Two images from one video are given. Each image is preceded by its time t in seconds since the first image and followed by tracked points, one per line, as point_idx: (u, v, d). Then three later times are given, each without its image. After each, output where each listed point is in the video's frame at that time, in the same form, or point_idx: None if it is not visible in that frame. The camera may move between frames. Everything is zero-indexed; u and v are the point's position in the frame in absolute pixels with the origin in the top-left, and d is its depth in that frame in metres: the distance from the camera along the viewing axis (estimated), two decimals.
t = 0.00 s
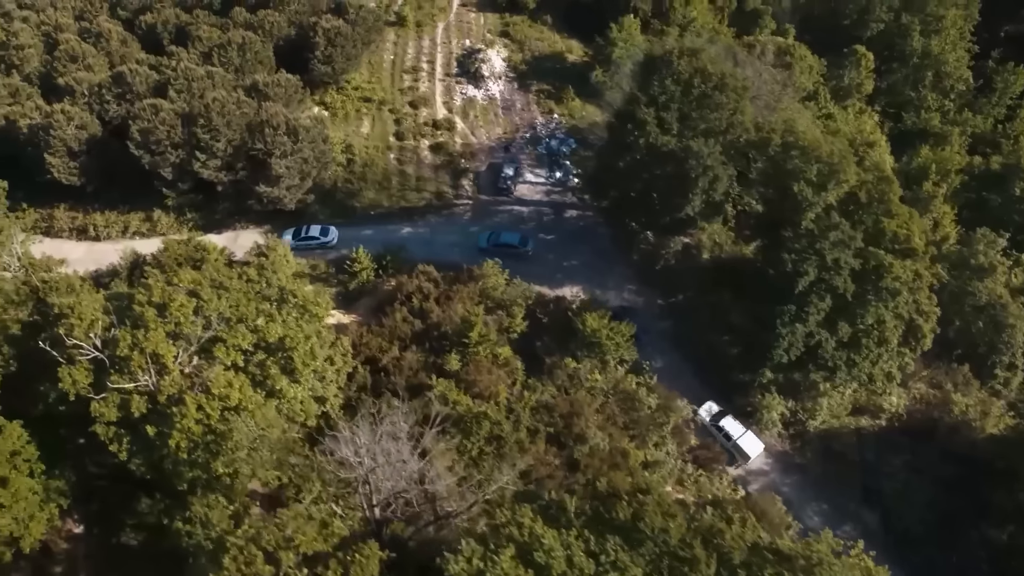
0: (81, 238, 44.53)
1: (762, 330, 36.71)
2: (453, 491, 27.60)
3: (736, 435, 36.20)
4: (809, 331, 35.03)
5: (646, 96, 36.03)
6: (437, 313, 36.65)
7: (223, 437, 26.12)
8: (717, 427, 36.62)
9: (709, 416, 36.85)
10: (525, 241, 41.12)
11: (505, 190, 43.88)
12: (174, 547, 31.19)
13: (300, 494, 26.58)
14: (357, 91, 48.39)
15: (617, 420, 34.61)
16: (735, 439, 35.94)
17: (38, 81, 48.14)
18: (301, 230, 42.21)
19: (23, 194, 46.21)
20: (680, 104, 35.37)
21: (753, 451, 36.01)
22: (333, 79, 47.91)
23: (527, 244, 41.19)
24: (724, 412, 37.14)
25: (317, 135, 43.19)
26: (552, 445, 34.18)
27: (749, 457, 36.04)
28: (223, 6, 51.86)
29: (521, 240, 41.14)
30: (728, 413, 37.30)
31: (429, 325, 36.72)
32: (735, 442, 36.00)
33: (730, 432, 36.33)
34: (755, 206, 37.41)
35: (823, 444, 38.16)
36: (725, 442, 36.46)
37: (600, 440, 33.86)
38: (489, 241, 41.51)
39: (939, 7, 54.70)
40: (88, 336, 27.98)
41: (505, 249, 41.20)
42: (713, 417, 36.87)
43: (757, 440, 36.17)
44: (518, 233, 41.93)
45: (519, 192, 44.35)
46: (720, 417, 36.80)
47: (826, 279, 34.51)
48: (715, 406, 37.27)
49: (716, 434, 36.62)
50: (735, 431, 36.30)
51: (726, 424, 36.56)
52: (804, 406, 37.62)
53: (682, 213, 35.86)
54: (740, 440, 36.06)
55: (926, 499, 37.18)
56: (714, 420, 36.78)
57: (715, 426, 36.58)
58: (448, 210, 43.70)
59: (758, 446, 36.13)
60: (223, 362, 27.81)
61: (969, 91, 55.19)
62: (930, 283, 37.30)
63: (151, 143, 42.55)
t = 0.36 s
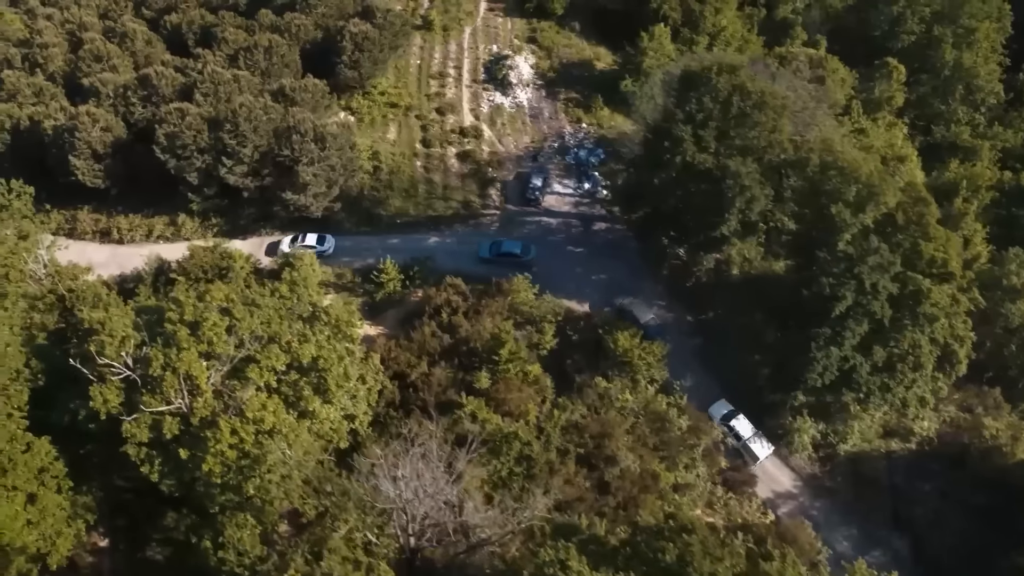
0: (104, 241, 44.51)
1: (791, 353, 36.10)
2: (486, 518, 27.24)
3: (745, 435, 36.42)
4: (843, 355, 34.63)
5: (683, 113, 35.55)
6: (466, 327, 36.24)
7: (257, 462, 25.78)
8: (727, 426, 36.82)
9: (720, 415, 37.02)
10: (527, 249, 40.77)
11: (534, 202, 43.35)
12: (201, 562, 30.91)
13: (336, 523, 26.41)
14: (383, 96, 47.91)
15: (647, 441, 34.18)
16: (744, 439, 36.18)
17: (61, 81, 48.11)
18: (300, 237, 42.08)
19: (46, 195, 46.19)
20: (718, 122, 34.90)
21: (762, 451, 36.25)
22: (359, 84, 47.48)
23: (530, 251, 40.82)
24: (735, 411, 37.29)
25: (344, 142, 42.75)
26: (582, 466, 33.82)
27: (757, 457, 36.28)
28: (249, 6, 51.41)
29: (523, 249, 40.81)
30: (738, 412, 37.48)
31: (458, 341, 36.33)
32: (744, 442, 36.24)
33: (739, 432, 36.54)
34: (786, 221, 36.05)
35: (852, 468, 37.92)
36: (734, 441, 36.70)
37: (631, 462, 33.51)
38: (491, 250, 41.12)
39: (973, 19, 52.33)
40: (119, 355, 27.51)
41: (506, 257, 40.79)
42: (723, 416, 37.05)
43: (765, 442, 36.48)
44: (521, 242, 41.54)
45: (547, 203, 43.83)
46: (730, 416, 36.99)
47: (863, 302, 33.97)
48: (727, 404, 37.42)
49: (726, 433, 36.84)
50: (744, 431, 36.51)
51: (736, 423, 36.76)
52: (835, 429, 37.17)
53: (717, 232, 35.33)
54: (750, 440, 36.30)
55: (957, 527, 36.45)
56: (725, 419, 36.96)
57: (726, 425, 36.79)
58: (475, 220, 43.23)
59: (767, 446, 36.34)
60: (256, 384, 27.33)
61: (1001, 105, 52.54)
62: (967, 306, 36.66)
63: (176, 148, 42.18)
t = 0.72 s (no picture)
0: (128, 242, 44.12)
1: (822, 377, 35.63)
2: (520, 547, 26.81)
3: (754, 432, 36.49)
4: (878, 381, 34.18)
5: (721, 132, 35.04)
6: (495, 344, 35.86)
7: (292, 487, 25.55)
8: (737, 423, 36.92)
9: (730, 412, 37.15)
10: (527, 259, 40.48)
11: (563, 213, 42.88)
12: None
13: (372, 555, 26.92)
14: (411, 101, 47.48)
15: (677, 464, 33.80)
16: (753, 436, 36.27)
17: (87, 79, 47.83)
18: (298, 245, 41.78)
19: (70, 195, 46.17)
20: (757, 143, 34.40)
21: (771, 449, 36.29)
22: (387, 88, 47.06)
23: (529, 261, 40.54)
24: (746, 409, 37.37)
25: (373, 149, 42.30)
26: (610, 488, 33.40)
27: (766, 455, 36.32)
28: (276, 7, 50.93)
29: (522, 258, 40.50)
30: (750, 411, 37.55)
31: (486, 357, 35.98)
32: (752, 439, 36.31)
33: (749, 429, 36.62)
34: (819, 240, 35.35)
35: (882, 492, 37.32)
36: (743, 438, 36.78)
37: (661, 485, 33.10)
38: (489, 261, 40.92)
39: (1007, 33, 51.50)
40: (151, 375, 27.22)
41: (506, 267, 40.61)
42: (734, 413, 37.16)
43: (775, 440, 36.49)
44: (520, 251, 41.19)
45: (576, 215, 43.37)
46: (741, 413, 37.10)
47: (899, 329, 33.52)
48: (738, 403, 37.52)
49: (736, 430, 36.93)
50: (753, 428, 36.58)
51: (746, 421, 36.86)
52: (866, 454, 36.61)
53: (752, 254, 34.86)
54: (758, 438, 36.37)
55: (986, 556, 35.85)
56: (735, 416, 37.08)
57: (735, 422, 36.89)
58: (503, 231, 42.72)
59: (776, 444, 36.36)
60: (289, 406, 26.91)
61: None
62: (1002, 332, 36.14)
63: (203, 152, 41.77)
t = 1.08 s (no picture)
0: (153, 248, 44.04)
1: (850, 404, 35.40)
2: None
3: (760, 432, 36.76)
4: (908, 413, 33.84)
5: (756, 157, 34.75)
6: (522, 364, 35.73)
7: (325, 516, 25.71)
8: (743, 423, 37.22)
9: (737, 412, 37.45)
10: (523, 271, 40.48)
11: (590, 229, 42.62)
12: None
13: None
14: (438, 111, 47.26)
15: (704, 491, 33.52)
16: (759, 436, 36.55)
17: (114, 82, 47.73)
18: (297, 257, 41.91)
19: (95, 198, 46.20)
20: (793, 170, 34.09)
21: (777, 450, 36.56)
22: (414, 97, 46.83)
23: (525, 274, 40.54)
24: (754, 410, 37.63)
25: (401, 160, 42.04)
26: (637, 514, 33.19)
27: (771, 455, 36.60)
28: (303, 12, 50.66)
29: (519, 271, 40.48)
30: (758, 412, 37.82)
31: (514, 377, 35.88)
32: (758, 438, 36.60)
33: (755, 430, 36.90)
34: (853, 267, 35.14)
35: (907, 520, 37.17)
36: (749, 438, 37.07)
37: (688, 513, 32.68)
38: (485, 272, 40.90)
39: None
40: (185, 401, 27.13)
41: (502, 279, 40.62)
42: (741, 414, 37.45)
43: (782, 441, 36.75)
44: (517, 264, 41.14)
45: (603, 231, 43.13)
46: (749, 414, 37.39)
47: (932, 361, 33.26)
48: (746, 403, 37.79)
49: (742, 430, 37.22)
50: (760, 429, 36.84)
51: (753, 421, 37.14)
52: (893, 483, 35.85)
53: (784, 281, 34.62)
54: (764, 438, 36.64)
55: None
56: (742, 416, 37.38)
57: (742, 422, 37.18)
58: (529, 245, 42.44)
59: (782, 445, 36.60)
60: (322, 434, 26.90)
61: None
62: None
63: (230, 160, 41.56)
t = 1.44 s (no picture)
0: (174, 258, 44.16)
1: (875, 432, 35.40)
2: None
3: (761, 432, 37.49)
4: (931, 443, 33.92)
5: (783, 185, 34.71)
6: (546, 387, 35.81)
7: (358, 549, 25.87)
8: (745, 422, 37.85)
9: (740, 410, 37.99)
10: (513, 284, 40.88)
11: (612, 247, 42.59)
12: None
13: None
14: (460, 123, 47.17)
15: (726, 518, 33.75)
16: (760, 436, 37.29)
17: (136, 89, 47.71)
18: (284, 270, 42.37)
19: (117, 206, 46.15)
20: (822, 198, 34.01)
21: (777, 449, 37.33)
22: (437, 110, 46.82)
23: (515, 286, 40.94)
24: (756, 409, 38.23)
25: (425, 176, 41.97)
26: (659, 541, 33.29)
27: (771, 453, 37.41)
28: (326, 20, 50.57)
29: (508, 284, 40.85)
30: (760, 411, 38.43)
31: (537, 399, 36.02)
32: (760, 438, 37.34)
33: (756, 429, 37.61)
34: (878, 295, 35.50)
35: (926, 546, 36.87)
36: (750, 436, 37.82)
37: (710, 540, 32.80)
38: (477, 286, 41.27)
39: None
40: (216, 430, 27.20)
41: (492, 293, 40.96)
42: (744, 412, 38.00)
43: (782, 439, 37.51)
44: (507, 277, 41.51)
45: (625, 249, 43.11)
46: (751, 413, 37.95)
47: (956, 394, 33.37)
48: (749, 402, 38.37)
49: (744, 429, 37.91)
50: (761, 429, 37.55)
51: (755, 420, 37.77)
52: (913, 511, 36.02)
53: (810, 309, 34.63)
54: (765, 438, 37.41)
55: None
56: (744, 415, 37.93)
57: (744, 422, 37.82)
58: (551, 263, 42.45)
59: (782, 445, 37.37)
60: (353, 465, 27.13)
61: None
62: None
63: (253, 173, 41.45)
